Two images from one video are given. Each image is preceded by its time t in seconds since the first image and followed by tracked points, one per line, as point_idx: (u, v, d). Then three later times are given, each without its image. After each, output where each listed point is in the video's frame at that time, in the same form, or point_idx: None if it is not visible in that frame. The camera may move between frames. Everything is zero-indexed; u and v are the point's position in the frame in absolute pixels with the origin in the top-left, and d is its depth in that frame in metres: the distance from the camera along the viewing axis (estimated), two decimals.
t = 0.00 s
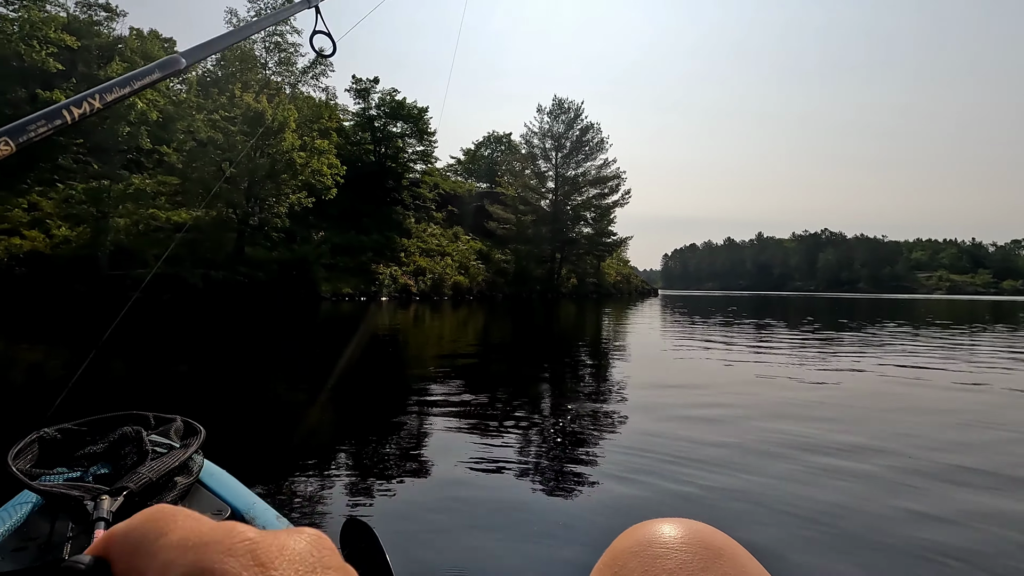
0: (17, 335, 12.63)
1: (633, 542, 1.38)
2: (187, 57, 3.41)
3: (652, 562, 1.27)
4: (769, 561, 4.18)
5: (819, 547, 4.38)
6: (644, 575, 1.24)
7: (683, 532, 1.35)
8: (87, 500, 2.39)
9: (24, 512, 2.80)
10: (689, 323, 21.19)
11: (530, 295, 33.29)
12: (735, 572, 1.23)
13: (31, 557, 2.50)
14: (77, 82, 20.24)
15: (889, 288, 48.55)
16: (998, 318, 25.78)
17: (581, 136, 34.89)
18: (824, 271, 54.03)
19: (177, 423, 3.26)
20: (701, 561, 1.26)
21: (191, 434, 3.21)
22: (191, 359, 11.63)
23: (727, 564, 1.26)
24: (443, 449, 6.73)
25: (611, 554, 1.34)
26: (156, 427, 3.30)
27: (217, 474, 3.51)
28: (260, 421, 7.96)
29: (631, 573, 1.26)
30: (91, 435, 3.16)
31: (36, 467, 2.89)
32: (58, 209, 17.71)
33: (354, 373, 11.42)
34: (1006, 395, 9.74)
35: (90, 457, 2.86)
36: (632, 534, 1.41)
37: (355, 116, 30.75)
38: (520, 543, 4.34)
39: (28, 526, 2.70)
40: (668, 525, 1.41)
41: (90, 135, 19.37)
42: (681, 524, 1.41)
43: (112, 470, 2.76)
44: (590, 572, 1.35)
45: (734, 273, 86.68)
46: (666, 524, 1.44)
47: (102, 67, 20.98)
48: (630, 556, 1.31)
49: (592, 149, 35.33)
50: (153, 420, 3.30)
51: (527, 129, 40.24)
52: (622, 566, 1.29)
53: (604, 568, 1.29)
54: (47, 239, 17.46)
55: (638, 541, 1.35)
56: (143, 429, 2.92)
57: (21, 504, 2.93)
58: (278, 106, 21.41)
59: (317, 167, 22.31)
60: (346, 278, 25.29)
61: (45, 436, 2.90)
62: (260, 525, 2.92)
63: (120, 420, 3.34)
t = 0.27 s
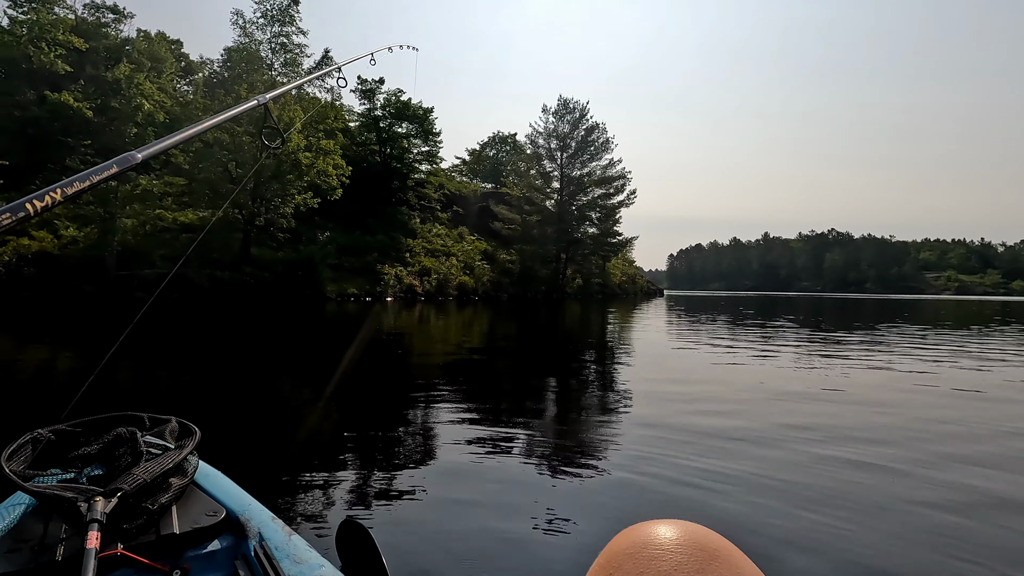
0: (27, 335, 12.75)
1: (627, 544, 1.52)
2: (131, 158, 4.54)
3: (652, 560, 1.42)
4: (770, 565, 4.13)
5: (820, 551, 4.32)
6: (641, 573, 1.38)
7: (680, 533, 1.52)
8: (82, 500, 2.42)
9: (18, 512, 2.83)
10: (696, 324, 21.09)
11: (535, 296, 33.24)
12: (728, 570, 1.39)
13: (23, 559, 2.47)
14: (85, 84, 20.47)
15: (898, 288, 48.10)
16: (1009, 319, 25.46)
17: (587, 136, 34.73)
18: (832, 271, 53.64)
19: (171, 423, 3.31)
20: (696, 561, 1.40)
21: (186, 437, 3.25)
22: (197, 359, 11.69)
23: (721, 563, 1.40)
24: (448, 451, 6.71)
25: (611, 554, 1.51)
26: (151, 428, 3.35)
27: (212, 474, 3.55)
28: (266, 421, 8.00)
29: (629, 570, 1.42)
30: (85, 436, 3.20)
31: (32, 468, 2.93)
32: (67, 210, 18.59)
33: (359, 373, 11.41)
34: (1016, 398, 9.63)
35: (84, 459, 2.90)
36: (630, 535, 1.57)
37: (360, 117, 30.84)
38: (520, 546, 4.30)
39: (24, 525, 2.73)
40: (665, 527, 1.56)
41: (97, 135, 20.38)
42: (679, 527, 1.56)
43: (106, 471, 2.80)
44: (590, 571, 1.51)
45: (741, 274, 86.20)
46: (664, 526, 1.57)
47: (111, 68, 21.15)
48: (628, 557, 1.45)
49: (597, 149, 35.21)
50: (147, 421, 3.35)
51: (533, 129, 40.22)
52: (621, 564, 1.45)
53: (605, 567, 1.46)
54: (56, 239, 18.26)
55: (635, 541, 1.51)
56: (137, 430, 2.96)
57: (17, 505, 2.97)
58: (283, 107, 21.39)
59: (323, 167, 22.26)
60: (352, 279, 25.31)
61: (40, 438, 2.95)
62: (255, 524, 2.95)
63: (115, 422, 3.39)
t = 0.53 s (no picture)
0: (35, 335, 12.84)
1: (626, 545, 1.68)
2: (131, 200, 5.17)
3: (652, 560, 1.58)
4: (772, 559, 4.11)
5: (822, 545, 4.28)
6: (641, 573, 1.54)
7: (680, 535, 1.67)
8: (77, 501, 2.42)
9: (13, 513, 2.82)
10: (702, 324, 20.99)
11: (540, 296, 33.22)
12: (722, 568, 1.55)
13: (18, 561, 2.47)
14: (93, 85, 20.64)
15: (906, 289, 47.70)
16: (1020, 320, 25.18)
17: (592, 136, 34.66)
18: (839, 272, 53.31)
19: (168, 424, 3.30)
20: (694, 562, 1.55)
21: (183, 438, 3.25)
22: (202, 359, 11.72)
23: (716, 563, 1.57)
24: (454, 452, 6.68)
25: (613, 555, 1.67)
26: (147, 429, 3.34)
27: (209, 474, 3.53)
28: (271, 421, 8.01)
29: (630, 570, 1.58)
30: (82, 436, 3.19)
31: (27, 468, 2.92)
32: (75, 210, 18.64)
33: (364, 373, 11.42)
34: None
35: (81, 459, 2.89)
36: (631, 536, 1.72)
37: (366, 117, 30.92)
38: (521, 546, 4.28)
39: (19, 526, 2.72)
40: (665, 528, 1.71)
41: (104, 137, 20.67)
42: (679, 528, 1.71)
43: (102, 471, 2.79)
44: (593, 569, 1.68)
45: (748, 275, 85.78)
46: (662, 527, 1.72)
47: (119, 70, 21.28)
48: (627, 558, 1.61)
49: (603, 149, 35.12)
50: (144, 422, 3.34)
51: (538, 130, 40.20)
52: (621, 564, 1.61)
53: (607, 566, 1.62)
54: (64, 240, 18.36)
55: (636, 542, 1.67)
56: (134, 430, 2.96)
57: (13, 504, 2.96)
58: (289, 108, 21.33)
59: (329, 168, 22.27)
60: (357, 279, 25.33)
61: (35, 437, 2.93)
62: (252, 526, 2.95)
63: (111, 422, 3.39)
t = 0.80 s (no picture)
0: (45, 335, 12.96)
1: (629, 547, 1.52)
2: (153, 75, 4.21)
3: (654, 563, 1.43)
4: (773, 562, 4.08)
5: (823, 547, 4.26)
6: None
7: (684, 538, 1.52)
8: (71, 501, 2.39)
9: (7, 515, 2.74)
10: (709, 325, 20.92)
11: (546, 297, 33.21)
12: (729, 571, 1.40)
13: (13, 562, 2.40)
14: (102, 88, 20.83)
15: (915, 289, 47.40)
16: None
17: (598, 136, 34.61)
18: (846, 272, 53.05)
19: (165, 425, 3.29)
20: (699, 563, 1.41)
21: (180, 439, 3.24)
22: (209, 360, 11.78)
23: (721, 564, 1.41)
24: (461, 451, 6.66)
25: (613, 558, 1.51)
26: (143, 430, 3.34)
27: (206, 476, 3.53)
28: (277, 421, 8.02)
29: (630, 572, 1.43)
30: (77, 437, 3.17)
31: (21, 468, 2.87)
32: (84, 211, 18.90)
33: (370, 373, 11.43)
34: None
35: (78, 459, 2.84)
36: (631, 539, 1.57)
37: (372, 118, 31.06)
38: (522, 548, 4.27)
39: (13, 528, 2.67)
40: (667, 532, 1.57)
41: (113, 138, 20.82)
42: (682, 531, 1.57)
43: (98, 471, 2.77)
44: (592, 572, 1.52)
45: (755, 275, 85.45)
46: (664, 529, 1.58)
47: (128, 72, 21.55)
48: (628, 560, 1.46)
49: (609, 149, 35.06)
50: (141, 422, 3.34)
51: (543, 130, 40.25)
52: (623, 567, 1.45)
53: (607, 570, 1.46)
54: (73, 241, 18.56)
55: (637, 546, 1.51)
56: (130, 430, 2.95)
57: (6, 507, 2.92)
58: (295, 108, 21.48)
59: (335, 169, 22.32)
60: (363, 280, 25.37)
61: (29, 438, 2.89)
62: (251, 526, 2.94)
63: (107, 422, 3.36)
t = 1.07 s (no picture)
0: (54, 335, 13.08)
1: (624, 548, 1.64)
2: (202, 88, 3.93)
3: (649, 563, 1.55)
4: (767, 566, 4.13)
5: (818, 552, 4.30)
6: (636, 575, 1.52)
7: (679, 537, 1.64)
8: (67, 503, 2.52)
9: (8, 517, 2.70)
10: (715, 325, 20.88)
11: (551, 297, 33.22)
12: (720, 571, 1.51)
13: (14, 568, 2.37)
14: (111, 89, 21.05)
15: (923, 289, 47.05)
16: None
17: (604, 135, 34.52)
18: (854, 272, 52.75)
19: (164, 426, 3.33)
20: (691, 564, 1.52)
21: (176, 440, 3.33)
22: (217, 359, 11.89)
23: (713, 565, 1.53)
24: (466, 451, 6.73)
25: (610, 558, 1.64)
26: (143, 431, 3.37)
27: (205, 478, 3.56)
28: (284, 420, 8.11)
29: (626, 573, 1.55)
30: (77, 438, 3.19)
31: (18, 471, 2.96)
32: (92, 211, 19.03)
33: (375, 373, 11.48)
34: None
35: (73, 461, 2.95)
36: (629, 540, 1.69)
37: (378, 118, 31.14)
38: (523, 546, 4.32)
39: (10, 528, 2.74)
40: (663, 532, 1.68)
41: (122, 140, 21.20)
42: (677, 532, 1.68)
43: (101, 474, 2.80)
44: (592, 570, 1.64)
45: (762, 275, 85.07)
46: (662, 530, 1.69)
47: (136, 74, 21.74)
48: (625, 561, 1.58)
49: (615, 149, 34.94)
50: (138, 424, 3.41)
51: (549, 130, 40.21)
52: (619, 568, 1.58)
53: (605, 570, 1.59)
54: (81, 241, 18.70)
55: (633, 546, 1.63)
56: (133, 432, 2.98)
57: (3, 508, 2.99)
58: (302, 109, 21.58)
59: (342, 169, 22.34)
60: (369, 280, 25.42)
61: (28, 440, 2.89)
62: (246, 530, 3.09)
63: (103, 425, 3.44)
